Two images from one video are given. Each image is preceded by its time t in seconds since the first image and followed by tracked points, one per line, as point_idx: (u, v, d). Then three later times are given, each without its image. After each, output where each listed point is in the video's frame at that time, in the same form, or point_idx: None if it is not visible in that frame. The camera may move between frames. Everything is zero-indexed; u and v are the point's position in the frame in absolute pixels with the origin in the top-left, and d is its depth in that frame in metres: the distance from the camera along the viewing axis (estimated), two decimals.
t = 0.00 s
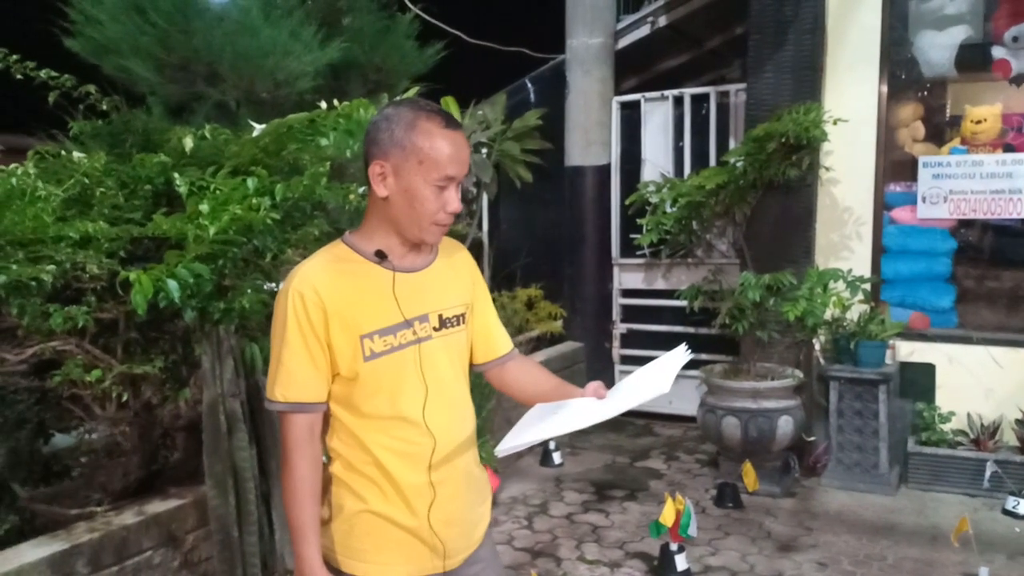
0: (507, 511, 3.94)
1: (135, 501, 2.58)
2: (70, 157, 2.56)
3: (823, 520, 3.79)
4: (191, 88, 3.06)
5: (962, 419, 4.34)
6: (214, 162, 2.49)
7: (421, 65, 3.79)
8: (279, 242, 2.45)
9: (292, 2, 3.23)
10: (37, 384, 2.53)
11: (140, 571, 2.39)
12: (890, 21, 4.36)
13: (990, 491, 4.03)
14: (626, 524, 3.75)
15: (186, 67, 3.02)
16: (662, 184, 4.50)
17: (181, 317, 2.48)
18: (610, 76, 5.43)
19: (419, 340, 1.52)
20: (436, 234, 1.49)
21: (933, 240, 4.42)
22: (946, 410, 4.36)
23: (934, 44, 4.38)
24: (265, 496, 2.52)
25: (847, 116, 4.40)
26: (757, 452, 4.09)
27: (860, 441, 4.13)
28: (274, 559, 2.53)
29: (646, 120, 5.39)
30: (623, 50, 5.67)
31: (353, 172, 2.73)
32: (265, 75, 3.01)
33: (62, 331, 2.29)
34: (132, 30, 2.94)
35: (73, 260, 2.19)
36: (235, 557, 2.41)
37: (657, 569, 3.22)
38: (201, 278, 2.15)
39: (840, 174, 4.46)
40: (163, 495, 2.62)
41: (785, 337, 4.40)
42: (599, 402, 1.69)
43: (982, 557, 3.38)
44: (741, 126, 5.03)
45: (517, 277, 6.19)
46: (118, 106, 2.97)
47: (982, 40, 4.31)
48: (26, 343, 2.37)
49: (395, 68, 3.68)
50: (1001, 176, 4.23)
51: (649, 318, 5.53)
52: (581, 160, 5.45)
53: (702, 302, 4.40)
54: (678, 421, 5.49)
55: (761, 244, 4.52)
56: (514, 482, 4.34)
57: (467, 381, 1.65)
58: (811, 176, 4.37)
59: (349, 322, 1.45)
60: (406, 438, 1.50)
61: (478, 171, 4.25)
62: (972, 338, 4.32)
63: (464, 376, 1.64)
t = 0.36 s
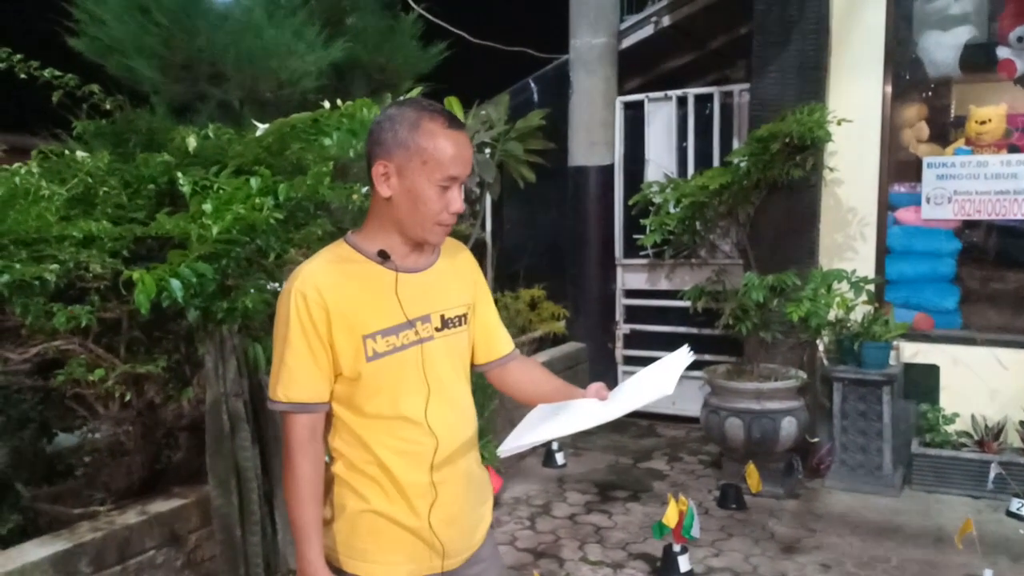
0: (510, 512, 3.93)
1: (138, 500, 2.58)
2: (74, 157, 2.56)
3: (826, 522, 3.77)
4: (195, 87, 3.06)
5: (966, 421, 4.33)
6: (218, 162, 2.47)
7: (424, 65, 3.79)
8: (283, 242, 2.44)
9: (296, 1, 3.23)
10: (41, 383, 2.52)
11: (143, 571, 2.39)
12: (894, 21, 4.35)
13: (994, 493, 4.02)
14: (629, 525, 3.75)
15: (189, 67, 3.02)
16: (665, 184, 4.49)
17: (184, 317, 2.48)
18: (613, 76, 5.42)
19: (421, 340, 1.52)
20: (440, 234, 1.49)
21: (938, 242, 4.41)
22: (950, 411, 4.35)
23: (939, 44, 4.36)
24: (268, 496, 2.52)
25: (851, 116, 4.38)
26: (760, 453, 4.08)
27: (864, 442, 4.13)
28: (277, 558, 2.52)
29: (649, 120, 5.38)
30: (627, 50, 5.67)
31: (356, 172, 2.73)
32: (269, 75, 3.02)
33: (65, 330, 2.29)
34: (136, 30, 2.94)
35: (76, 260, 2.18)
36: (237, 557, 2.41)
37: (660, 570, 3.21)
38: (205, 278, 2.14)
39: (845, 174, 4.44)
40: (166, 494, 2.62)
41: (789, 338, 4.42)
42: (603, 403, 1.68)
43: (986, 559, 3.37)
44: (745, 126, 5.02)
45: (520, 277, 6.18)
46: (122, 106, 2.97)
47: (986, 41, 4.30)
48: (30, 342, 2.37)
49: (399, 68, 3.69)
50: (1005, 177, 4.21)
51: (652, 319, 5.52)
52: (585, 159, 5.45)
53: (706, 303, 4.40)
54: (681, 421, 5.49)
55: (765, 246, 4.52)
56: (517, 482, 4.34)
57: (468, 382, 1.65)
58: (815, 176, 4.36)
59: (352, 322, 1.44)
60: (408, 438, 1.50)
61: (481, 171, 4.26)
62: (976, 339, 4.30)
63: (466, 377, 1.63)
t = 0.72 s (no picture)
0: (513, 511, 3.94)
1: (143, 500, 2.59)
2: (79, 157, 2.57)
3: (831, 522, 3.77)
4: (199, 88, 3.07)
5: (971, 421, 4.32)
6: (222, 162, 2.50)
7: (428, 65, 3.79)
8: (287, 242, 2.46)
9: (300, 2, 3.24)
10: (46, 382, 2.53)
11: (147, 570, 2.39)
12: (899, 20, 4.34)
13: (999, 493, 4.01)
14: (633, 525, 3.75)
15: (194, 67, 3.03)
16: (669, 184, 4.49)
17: (189, 316, 2.49)
18: (617, 76, 5.41)
19: (426, 342, 1.52)
20: (444, 234, 1.49)
21: (943, 241, 4.40)
22: (955, 412, 4.35)
23: (943, 43, 4.35)
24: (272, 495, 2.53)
25: (856, 115, 4.37)
26: (765, 453, 4.07)
27: (868, 442, 4.12)
28: (281, 558, 2.53)
29: (653, 120, 5.38)
30: (631, 49, 5.67)
31: (360, 172, 2.74)
32: (274, 75, 3.03)
33: (70, 330, 2.29)
34: (141, 30, 2.95)
35: (81, 259, 2.19)
36: (241, 556, 2.42)
37: (664, 570, 3.21)
38: (209, 278, 2.15)
39: (850, 173, 4.44)
40: (170, 494, 2.63)
41: (794, 338, 4.38)
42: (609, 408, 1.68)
43: (991, 559, 3.36)
44: (749, 126, 5.02)
45: (524, 277, 6.18)
46: (127, 106, 2.98)
47: (992, 40, 4.30)
48: (35, 340, 2.33)
49: (403, 68, 3.69)
50: (1011, 176, 4.20)
51: (656, 318, 5.52)
52: (588, 159, 5.47)
53: (710, 303, 4.40)
54: (685, 421, 5.49)
55: (769, 243, 4.49)
56: (520, 482, 4.34)
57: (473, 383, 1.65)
58: (819, 176, 4.36)
59: (357, 323, 1.45)
60: (413, 440, 1.50)
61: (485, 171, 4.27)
62: (981, 338, 4.29)
63: (469, 378, 1.64)
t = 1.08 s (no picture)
0: (515, 512, 3.93)
1: (145, 500, 2.59)
2: (81, 157, 2.57)
3: (834, 524, 3.76)
4: (202, 88, 3.07)
5: (975, 422, 4.31)
6: (225, 163, 2.52)
7: (431, 65, 3.79)
8: (289, 243, 2.47)
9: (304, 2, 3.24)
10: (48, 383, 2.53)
11: (149, 570, 2.39)
12: (902, 21, 4.34)
13: (1003, 495, 4.00)
14: (635, 526, 3.74)
15: (197, 68, 3.04)
16: (672, 185, 4.49)
17: (191, 317, 2.49)
18: (620, 77, 5.39)
19: (430, 345, 1.50)
20: (410, 233, 1.40)
21: (947, 242, 4.38)
22: (958, 413, 4.34)
23: (947, 44, 4.35)
24: (275, 497, 2.51)
25: (858, 116, 4.37)
26: (767, 454, 4.07)
27: (871, 443, 4.11)
28: (283, 559, 2.53)
29: (656, 121, 5.38)
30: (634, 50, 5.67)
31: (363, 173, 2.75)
32: (277, 76, 3.04)
33: (72, 330, 2.29)
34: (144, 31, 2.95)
35: (84, 260, 2.20)
36: (244, 556, 2.42)
37: (666, 571, 3.20)
38: (211, 279, 2.16)
39: (853, 175, 4.43)
40: (173, 494, 2.63)
41: (797, 339, 4.30)
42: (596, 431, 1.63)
43: (994, 561, 3.35)
44: (753, 127, 5.01)
45: (526, 278, 6.18)
46: (130, 108, 2.99)
47: (996, 41, 4.28)
48: (38, 341, 2.33)
49: (406, 70, 3.70)
50: (1014, 177, 4.19)
51: (659, 319, 5.52)
52: (591, 160, 5.39)
53: (714, 304, 4.44)
54: (688, 422, 5.48)
55: (771, 243, 4.47)
56: (522, 483, 4.34)
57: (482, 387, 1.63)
58: (822, 177, 4.35)
59: (360, 321, 1.44)
60: (411, 442, 1.49)
61: (487, 173, 4.33)
62: (985, 340, 4.28)
63: (478, 381, 1.61)
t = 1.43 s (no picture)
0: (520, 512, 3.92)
1: (150, 499, 2.60)
2: (87, 157, 2.58)
3: (839, 524, 3.75)
4: (208, 88, 3.08)
5: (980, 423, 4.30)
6: (230, 163, 2.52)
7: (436, 66, 3.79)
8: (295, 243, 2.47)
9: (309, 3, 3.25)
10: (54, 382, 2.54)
11: (154, 570, 2.40)
12: (907, 21, 4.33)
13: (1008, 495, 3.99)
14: (640, 526, 3.74)
15: (203, 68, 3.04)
16: (676, 185, 4.49)
17: (196, 316, 2.50)
18: (625, 77, 5.39)
19: (442, 345, 1.45)
20: (395, 234, 1.42)
21: (951, 242, 4.38)
22: (963, 414, 4.32)
23: (953, 44, 4.35)
24: (279, 496, 2.52)
25: (863, 116, 4.36)
26: (772, 455, 4.06)
27: (876, 444, 4.10)
28: (287, 557, 2.53)
29: (660, 120, 5.37)
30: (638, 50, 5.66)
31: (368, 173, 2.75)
32: (282, 75, 3.04)
33: (78, 330, 2.30)
34: (149, 31, 2.96)
35: (89, 259, 2.20)
36: (248, 556, 2.41)
37: (670, 571, 3.19)
38: (217, 278, 2.17)
39: (857, 175, 4.42)
40: (178, 493, 2.63)
41: (801, 338, 4.35)
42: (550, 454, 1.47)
43: (999, 562, 3.34)
44: (757, 127, 5.01)
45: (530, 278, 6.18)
46: (135, 107, 2.99)
47: (1001, 40, 4.28)
48: (43, 341, 2.33)
49: (410, 70, 3.70)
50: (1020, 177, 4.19)
51: (664, 320, 5.52)
52: (595, 160, 5.39)
53: (718, 304, 4.40)
54: (692, 422, 5.49)
55: (776, 243, 4.46)
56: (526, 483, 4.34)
57: (510, 392, 1.52)
58: (828, 176, 4.33)
59: (372, 313, 1.46)
60: (416, 440, 1.46)
61: (491, 173, 4.39)
62: (990, 340, 4.27)
63: (507, 386, 1.51)
